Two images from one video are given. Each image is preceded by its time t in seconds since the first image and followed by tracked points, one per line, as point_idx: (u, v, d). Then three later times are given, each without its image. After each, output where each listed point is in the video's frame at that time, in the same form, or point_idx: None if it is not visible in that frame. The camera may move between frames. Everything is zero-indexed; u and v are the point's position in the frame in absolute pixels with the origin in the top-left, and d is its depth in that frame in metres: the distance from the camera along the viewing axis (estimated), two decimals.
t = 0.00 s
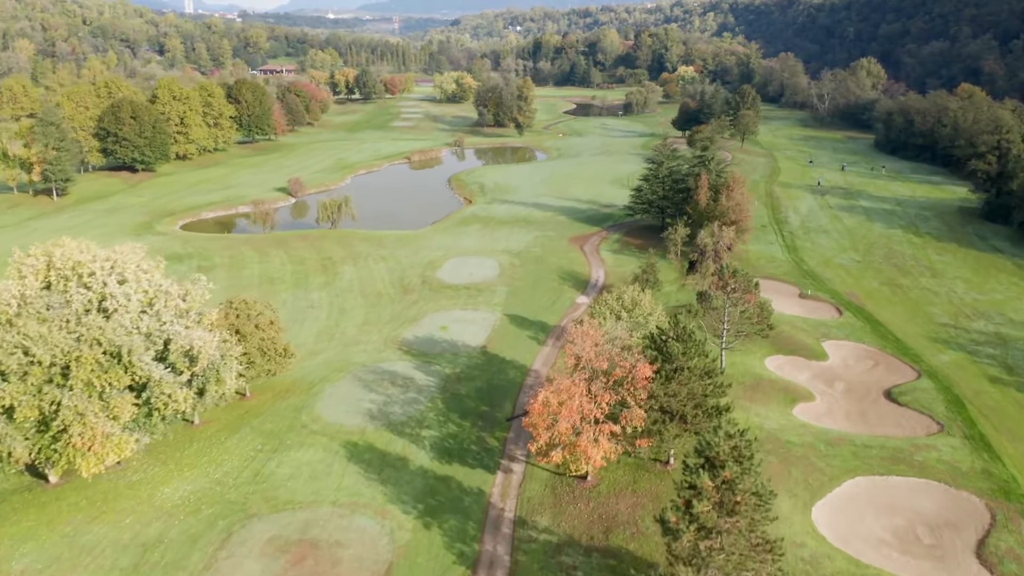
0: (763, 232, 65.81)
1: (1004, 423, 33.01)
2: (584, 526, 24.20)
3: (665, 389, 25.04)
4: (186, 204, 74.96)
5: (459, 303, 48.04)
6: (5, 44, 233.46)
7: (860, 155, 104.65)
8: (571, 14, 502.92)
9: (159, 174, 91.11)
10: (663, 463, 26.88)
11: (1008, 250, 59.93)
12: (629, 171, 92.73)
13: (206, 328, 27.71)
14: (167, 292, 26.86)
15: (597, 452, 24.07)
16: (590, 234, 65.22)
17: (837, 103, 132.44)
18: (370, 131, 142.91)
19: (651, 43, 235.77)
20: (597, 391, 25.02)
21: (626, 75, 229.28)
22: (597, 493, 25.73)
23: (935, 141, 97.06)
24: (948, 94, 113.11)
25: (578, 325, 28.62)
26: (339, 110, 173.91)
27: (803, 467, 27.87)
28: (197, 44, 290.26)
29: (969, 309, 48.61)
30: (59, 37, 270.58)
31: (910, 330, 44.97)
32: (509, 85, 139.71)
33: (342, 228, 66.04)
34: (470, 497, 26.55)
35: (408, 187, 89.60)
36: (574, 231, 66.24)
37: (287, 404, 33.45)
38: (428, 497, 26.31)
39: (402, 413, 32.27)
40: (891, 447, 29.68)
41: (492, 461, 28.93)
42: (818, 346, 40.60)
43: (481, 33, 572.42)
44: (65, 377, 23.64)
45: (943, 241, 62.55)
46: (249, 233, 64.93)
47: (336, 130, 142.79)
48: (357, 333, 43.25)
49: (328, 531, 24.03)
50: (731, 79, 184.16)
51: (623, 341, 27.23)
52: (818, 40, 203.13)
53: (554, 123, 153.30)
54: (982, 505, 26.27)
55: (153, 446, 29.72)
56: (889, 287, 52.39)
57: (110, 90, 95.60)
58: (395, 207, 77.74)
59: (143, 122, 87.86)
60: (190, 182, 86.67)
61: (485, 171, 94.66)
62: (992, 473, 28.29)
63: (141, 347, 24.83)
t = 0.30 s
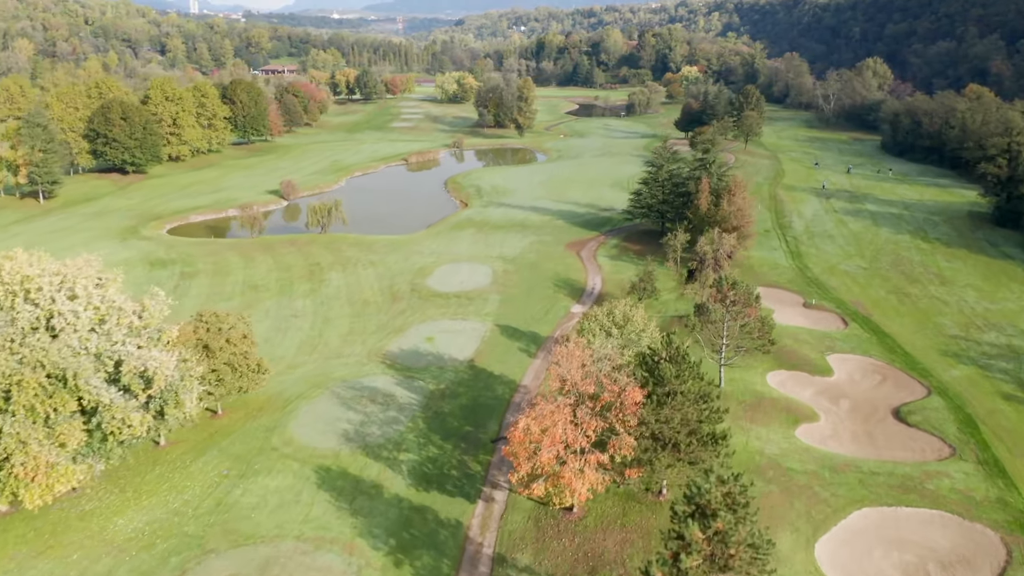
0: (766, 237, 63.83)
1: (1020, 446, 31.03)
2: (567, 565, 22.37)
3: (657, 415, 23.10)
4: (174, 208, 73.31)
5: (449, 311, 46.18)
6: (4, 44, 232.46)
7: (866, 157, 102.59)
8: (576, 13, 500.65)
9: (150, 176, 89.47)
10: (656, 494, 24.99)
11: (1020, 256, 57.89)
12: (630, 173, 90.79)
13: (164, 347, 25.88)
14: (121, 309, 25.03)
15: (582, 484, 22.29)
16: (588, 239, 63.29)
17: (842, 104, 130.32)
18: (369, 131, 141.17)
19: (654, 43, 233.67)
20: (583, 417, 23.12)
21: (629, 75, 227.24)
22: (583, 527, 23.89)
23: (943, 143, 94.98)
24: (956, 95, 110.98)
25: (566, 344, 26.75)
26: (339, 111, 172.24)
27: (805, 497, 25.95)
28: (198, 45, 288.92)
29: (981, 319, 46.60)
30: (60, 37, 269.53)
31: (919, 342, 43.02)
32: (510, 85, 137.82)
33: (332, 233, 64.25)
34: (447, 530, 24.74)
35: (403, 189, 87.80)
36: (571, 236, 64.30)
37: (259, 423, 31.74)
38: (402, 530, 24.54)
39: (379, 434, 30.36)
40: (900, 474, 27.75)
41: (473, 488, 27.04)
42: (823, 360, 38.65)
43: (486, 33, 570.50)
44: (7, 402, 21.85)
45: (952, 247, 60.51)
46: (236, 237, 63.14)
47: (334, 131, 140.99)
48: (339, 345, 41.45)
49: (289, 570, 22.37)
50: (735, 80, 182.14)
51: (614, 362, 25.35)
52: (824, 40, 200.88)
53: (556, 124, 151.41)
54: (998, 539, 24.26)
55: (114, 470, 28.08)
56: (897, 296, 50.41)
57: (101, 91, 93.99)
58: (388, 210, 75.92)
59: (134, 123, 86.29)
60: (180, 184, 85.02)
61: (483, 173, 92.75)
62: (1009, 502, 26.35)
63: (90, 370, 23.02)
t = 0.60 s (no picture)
0: (769, 244, 61.60)
1: None
2: None
3: (646, 452, 20.89)
4: (160, 212, 71.35)
5: (435, 322, 43.97)
6: (4, 44, 231.26)
7: (873, 160, 100.23)
8: (581, 13, 498.32)
9: (139, 178, 87.61)
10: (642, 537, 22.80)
11: None
12: (630, 177, 88.59)
13: (105, 372, 23.89)
14: (56, 332, 23.01)
15: (559, 530, 19.95)
16: (584, 245, 61.06)
17: (848, 105, 127.89)
18: (367, 133, 139.18)
19: (659, 43, 231.34)
20: (563, 454, 20.87)
21: (633, 76, 224.90)
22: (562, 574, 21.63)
23: (951, 145, 92.57)
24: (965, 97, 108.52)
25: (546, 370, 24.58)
26: (338, 112, 170.31)
27: (806, 537, 23.76)
28: (199, 46, 287.37)
29: (995, 332, 44.31)
30: (60, 37, 268.15)
31: (929, 358, 40.75)
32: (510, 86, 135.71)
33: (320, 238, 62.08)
34: None
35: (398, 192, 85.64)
36: (567, 242, 62.08)
37: (222, 449, 29.77)
38: None
39: (349, 462, 28.21)
40: (910, 510, 25.53)
41: (446, 526, 24.87)
42: (828, 379, 36.40)
43: (490, 33, 568.50)
44: None
45: (963, 254, 58.18)
46: (220, 242, 61.04)
47: (332, 132, 139.02)
48: (316, 360, 39.38)
49: None
50: (740, 80, 179.91)
51: (597, 392, 23.19)
52: (830, 40, 198.26)
53: (557, 125, 149.25)
54: None
55: (59, 501, 26.16)
56: (905, 308, 48.13)
57: (90, 91, 92.09)
58: (380, 215, 73.78)
59: (122, 124, 84.42)
60: (168, 187, 83.06)
61: (480, 175, 90.56)
62: None
63: (20, 400, 20.98)
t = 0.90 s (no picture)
0: (771, 250, 59.55)
1: None
2: None
3: (632, 492, 18.89)
4: (146, 216, 69.62)
5: (420, 333, 41.96)
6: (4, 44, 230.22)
7: (879, 162, 98.09)
8: (585, 14, 495.38)
9: (128, 181, 85.96)
10: None
11: None
12: (630, 180, 86.59)
13: (47, 397, 22.13)
14: None
15: None
16: (580, 251, 59.06)
17: (854, 106, 125.64)
18: (365, 134, 137.39)
19: (662, 44, 229.33)
20: (539, 494, 18.82)
21: (636, 77, 222.78)
22: None
23: (959, 148, 90.36)
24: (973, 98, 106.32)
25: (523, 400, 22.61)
26: (337, 112, 168.60)
27: None
28: (200, 46, 286.02)
29: (1008, 345, 42.20)
30: (61, 37, 266.95)
31: (939, 374, 38.68)
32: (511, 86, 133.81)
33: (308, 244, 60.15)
34: None
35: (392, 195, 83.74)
36: (562, 248, 60.09)
37: (184, 475, 27.99)
38: None
39: (317, 492, 26.29)
40: (921, 547, 23.54)
41: (417, 566, 22.91)
42: (832, 397, 34.37)
43: (494, 33, 566.48)
44: None
45: (973, 262, 56.08)
46: (205, 248, 59.17)
47: (329, 133, 137.24)
48: (293, 376, 37.48)
49: None
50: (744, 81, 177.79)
51: (578, 424, 21.27)
52: (835, 40, 195.93)
53: (558, 126, 147.34)
54: None
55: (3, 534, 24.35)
56: (914, 319, 46.06)
57: (79, 92, 90.33)
58: (372, 219, 71.87)
59: (110, 126, 82.65)
60: (157, 190, 81.25)
61: (477, 177, 88.58)
62: None
63: None
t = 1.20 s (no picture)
0: (774, 258, 57.17)
1: None
2: None
3: (607, 552, 16.42)
4: (129, 220, 67.63)
5: (402, 348, 39.67)
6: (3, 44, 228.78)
7: (886, 165, 95.68)
8: (590, 14, 492.88)
9: (115, 183, 84.02)
10: None
11: None
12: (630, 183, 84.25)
13: None
14: None
15: None
16: (575, 259, 56.76)
17: (860, 107, 123.12)
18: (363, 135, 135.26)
19: (666, 44, 226.92)
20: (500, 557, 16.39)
21: (640, 77, 220.37)
22: None
23: (969, 151, 87.93)
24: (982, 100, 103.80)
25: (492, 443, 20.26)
26: (336, 113, 166.56)
27: None
28: (202, 46, 284.23)
29: None
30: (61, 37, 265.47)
31: (951, 395, 36.29)
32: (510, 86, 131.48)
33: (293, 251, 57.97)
34: None
35: (385, 199, 81.56)
36: (557, 255, 57.80)
37: (131, 509, 26.04)
38: None
39: (271, 531, 24.11)
40: None
41: None
42: (837, 422, 32.00)
43: (498, 33, 564.28)
44: None
45: (985, 271, 53.65)
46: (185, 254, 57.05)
47: (326, 134, 135.17)
48: (262, 395, 35.31)
49: None
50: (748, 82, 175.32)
51: (550, 471, 18.91)
52: (841, 41, 193.26)
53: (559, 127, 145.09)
54: None
55: None
56: (924, 334, 43.66)
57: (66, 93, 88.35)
58: (363, 224, 69.69)
59: (95, 128, 80.67)
60: (143, 193, 79.25)
61: (473, 181, 86.33)
62: None
63: None
